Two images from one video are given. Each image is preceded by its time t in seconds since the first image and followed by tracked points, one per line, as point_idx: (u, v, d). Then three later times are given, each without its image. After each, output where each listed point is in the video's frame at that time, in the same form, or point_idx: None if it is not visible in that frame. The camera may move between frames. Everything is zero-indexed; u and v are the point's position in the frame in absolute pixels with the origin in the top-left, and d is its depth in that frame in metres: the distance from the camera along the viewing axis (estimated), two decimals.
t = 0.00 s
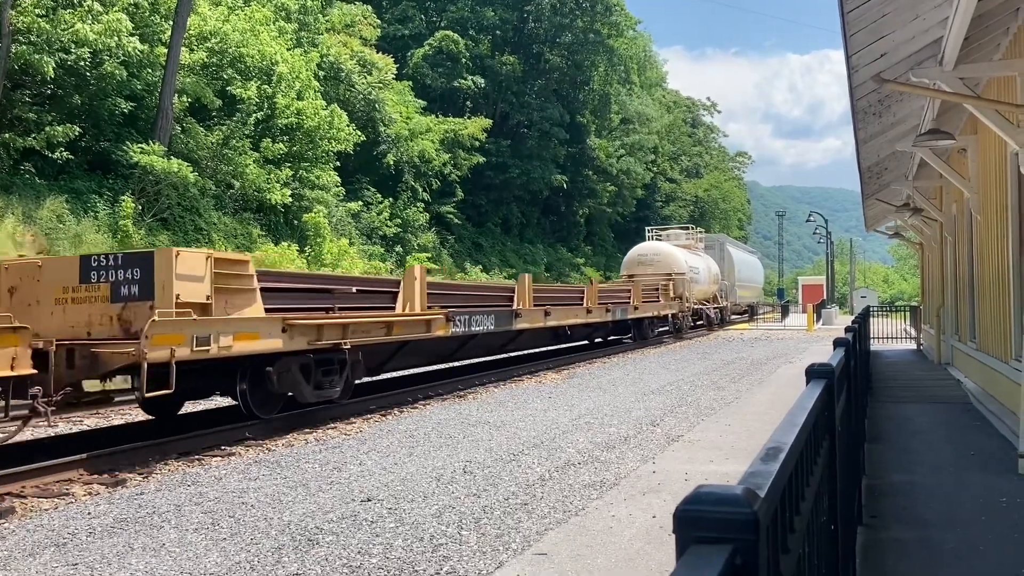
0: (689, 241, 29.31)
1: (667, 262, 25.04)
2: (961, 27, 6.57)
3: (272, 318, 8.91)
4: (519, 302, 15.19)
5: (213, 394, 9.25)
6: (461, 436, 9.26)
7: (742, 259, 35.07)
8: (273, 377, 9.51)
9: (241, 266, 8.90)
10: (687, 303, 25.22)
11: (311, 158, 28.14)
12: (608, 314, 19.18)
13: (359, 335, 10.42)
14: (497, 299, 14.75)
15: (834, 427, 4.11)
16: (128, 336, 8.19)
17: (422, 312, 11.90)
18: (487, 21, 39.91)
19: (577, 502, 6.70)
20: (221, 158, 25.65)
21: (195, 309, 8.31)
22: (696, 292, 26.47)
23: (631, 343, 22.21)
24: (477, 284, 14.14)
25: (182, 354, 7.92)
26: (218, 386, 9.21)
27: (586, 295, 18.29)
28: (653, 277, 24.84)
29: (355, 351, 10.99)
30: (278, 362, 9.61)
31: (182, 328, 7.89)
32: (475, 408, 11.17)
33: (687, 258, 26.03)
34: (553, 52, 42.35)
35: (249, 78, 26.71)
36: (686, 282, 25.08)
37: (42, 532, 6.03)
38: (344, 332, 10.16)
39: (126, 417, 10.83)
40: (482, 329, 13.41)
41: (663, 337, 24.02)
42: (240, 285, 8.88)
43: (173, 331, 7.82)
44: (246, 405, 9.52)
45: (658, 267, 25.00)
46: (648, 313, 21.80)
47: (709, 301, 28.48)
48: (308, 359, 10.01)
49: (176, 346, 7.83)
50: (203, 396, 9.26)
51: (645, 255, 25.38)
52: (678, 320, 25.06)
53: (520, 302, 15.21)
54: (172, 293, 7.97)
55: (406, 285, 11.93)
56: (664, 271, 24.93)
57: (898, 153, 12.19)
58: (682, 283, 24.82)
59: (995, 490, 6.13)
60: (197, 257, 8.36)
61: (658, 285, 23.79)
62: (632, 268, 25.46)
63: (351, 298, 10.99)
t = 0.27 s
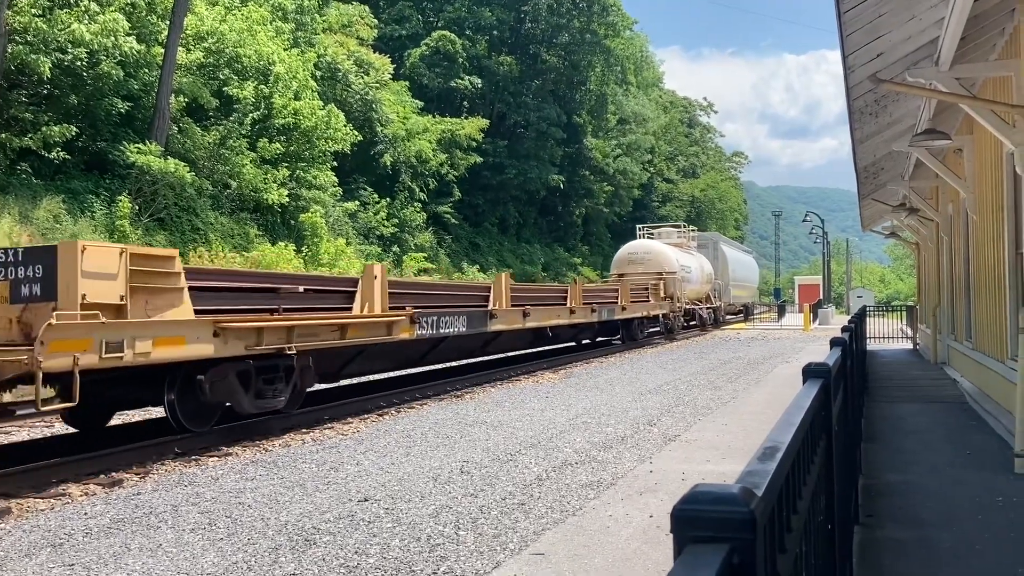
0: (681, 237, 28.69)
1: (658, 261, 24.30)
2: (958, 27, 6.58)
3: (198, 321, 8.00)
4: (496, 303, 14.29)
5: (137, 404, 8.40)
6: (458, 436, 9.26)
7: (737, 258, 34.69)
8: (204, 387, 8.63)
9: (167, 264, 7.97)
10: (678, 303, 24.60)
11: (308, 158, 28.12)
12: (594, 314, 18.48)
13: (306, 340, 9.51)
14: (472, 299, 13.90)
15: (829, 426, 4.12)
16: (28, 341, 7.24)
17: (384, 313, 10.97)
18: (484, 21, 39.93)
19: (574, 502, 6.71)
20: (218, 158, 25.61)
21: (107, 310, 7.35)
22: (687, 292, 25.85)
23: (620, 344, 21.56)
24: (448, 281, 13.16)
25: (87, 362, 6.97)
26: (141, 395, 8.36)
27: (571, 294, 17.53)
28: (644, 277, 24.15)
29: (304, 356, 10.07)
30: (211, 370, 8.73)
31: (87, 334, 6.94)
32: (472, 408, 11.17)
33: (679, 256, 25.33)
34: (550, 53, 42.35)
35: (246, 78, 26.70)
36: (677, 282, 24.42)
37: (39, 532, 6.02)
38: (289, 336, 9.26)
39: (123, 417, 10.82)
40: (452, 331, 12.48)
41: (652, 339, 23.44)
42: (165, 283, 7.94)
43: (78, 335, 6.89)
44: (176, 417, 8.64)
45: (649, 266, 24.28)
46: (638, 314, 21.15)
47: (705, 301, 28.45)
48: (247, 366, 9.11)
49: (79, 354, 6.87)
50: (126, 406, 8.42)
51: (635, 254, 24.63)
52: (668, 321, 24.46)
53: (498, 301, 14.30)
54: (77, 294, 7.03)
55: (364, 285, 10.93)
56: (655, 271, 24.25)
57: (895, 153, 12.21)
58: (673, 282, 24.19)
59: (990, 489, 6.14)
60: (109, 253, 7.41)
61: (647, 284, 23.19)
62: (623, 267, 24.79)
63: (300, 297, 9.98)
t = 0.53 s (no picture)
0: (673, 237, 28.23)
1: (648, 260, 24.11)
2: (954, 27, 6.59)
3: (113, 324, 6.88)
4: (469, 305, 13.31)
5: (32, 419, 7.26)
6: (455, 437, 9.25)
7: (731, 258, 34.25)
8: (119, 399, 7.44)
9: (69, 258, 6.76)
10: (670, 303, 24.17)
11: (304, 158, 28.07)
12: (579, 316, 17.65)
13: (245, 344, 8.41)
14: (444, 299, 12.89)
15: (826, 427, 4.12)
16: None
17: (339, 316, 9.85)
18: (481, 21, 39.95)
19: (571, 503, 6.70)
20: (215, 159, 25.57)
21: None
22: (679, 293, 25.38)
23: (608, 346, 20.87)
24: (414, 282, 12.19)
25: None
26: (46, 409, 7.28)
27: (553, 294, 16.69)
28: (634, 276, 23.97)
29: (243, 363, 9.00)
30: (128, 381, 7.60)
31: None
32: (469, 409, 11.16)
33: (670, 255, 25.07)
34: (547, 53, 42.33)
35: (242, 78, 26.67)
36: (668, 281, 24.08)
37: (34, 534, 6.00)
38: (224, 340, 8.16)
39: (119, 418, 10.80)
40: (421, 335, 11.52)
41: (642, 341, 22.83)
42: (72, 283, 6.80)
43: None
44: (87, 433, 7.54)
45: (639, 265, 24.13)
46: (625, 316, 20.50)
47: (699, 302, 28.30)
48: (173, 374, 8.03)
49: None
50: (21, 419, 7.30)
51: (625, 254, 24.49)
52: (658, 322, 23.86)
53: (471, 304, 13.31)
54: None
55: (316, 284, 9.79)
56: (645, 270, 24.09)
57: (891, 154, 12.23)
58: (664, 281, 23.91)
59: (986, 490, 6.15)
60: None
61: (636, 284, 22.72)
62: (613, 267, 24.65)
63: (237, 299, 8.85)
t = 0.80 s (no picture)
0: (665, 237, 27.84)
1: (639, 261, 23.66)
2: (950, 30, 6.61)
3: None
4: (439, 309, 12.73)
5: None
6: (452, 438, 9.27)
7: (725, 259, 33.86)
8: (13, 416, 6.49)
9: None
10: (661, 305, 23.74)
11: (302, 160, 28.02)
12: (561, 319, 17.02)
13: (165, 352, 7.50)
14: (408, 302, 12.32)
15: (823, 429, 4.13)
16: None
17: (286, 319, 9.10)
18: (479, 23, 39.98)
19: (569, 504, 6.71)
20: (212, 160, 25.57)
21: None
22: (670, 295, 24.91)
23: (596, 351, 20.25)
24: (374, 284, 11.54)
25: None
26: None
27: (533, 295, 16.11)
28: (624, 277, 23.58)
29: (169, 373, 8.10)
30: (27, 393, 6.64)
31: None
32: (467, 411, 11.17)
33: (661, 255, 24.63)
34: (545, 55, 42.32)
35: (240, 80, 26.66)
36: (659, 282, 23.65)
37: (31, 535, 5.99)
38: (141, 348, 7.26)
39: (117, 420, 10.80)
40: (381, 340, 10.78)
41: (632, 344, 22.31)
42: None
43: None
44: None
45: (630, 265, 23.72)
46: (612, 319, 19.92)
47: (692, 304, 28.16)
48: (82, 388, 7.09)
49: None
50: None
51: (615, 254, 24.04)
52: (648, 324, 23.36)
53: (441, 308, 12.73)
54: None
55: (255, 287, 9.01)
56: (636, 270, 23.70)
57: (888, 156, 12.26)
58: (656, 282, 23.50)
59: (983, 491, 6.17)
60: None
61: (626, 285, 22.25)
62: (603, 267, 24.23)
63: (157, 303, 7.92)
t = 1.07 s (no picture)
0: (658, 237, 27.33)
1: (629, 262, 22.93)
2: (948, 33, 6.63)
3: None
4: (405, 312, 11.91)
5: None
6: (450, 440, 9.25)
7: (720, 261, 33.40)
8: None
9: None
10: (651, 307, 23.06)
11: (300, 162, 28.02)
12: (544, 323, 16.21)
13: (80, 361, 6.69)
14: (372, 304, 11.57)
15: (820, 432, 4.14)
16: None
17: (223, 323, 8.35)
18: (477, 25, 40.00)
19: (566, 507, 6.70)
20: (209, 162, 25.53)
21: None
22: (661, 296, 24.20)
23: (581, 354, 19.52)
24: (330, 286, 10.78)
25: None
26: None
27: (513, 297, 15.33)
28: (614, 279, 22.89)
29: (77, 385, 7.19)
30: None
31: None
32: (464, 412, 11.16)
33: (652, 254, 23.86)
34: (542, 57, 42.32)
35: (237, 81, 26.62)
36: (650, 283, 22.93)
37: (27, 537, 5.98)
38: (37, 356, 6.35)
39: (114, 422, 10.77)
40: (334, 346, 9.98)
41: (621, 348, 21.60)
42: None
43: None
44: None
45: (620, 266, 22.97)
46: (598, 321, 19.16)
47: (687, 306, 27.89)
48: None
49: None
50: None
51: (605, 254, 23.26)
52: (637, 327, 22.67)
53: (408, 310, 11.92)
54: None
55: (183, 285, 8.19)
56: (626, 271, 22.98)
57: (885, 158, 12.28)
58: (646, 283, 22.80)
59: (981, 493, 6.17)
60: None
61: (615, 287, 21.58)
62: (593, 268, 23.46)
63: (111, 305, 7.53)
